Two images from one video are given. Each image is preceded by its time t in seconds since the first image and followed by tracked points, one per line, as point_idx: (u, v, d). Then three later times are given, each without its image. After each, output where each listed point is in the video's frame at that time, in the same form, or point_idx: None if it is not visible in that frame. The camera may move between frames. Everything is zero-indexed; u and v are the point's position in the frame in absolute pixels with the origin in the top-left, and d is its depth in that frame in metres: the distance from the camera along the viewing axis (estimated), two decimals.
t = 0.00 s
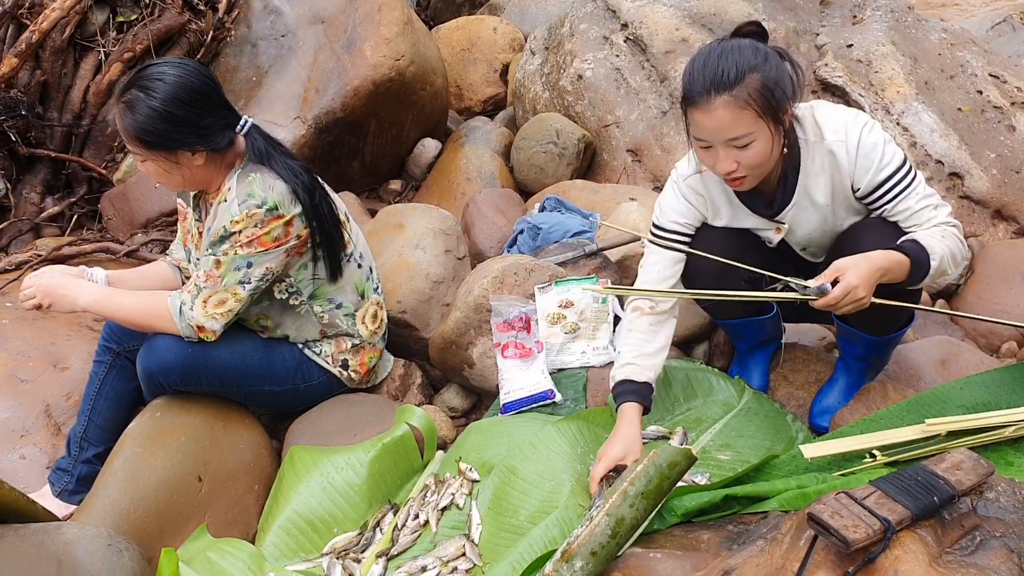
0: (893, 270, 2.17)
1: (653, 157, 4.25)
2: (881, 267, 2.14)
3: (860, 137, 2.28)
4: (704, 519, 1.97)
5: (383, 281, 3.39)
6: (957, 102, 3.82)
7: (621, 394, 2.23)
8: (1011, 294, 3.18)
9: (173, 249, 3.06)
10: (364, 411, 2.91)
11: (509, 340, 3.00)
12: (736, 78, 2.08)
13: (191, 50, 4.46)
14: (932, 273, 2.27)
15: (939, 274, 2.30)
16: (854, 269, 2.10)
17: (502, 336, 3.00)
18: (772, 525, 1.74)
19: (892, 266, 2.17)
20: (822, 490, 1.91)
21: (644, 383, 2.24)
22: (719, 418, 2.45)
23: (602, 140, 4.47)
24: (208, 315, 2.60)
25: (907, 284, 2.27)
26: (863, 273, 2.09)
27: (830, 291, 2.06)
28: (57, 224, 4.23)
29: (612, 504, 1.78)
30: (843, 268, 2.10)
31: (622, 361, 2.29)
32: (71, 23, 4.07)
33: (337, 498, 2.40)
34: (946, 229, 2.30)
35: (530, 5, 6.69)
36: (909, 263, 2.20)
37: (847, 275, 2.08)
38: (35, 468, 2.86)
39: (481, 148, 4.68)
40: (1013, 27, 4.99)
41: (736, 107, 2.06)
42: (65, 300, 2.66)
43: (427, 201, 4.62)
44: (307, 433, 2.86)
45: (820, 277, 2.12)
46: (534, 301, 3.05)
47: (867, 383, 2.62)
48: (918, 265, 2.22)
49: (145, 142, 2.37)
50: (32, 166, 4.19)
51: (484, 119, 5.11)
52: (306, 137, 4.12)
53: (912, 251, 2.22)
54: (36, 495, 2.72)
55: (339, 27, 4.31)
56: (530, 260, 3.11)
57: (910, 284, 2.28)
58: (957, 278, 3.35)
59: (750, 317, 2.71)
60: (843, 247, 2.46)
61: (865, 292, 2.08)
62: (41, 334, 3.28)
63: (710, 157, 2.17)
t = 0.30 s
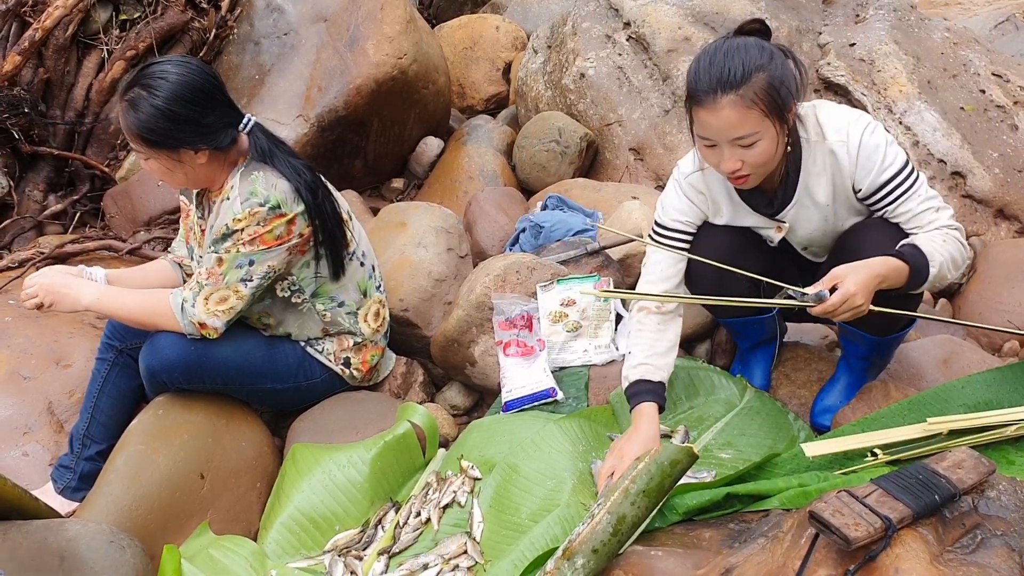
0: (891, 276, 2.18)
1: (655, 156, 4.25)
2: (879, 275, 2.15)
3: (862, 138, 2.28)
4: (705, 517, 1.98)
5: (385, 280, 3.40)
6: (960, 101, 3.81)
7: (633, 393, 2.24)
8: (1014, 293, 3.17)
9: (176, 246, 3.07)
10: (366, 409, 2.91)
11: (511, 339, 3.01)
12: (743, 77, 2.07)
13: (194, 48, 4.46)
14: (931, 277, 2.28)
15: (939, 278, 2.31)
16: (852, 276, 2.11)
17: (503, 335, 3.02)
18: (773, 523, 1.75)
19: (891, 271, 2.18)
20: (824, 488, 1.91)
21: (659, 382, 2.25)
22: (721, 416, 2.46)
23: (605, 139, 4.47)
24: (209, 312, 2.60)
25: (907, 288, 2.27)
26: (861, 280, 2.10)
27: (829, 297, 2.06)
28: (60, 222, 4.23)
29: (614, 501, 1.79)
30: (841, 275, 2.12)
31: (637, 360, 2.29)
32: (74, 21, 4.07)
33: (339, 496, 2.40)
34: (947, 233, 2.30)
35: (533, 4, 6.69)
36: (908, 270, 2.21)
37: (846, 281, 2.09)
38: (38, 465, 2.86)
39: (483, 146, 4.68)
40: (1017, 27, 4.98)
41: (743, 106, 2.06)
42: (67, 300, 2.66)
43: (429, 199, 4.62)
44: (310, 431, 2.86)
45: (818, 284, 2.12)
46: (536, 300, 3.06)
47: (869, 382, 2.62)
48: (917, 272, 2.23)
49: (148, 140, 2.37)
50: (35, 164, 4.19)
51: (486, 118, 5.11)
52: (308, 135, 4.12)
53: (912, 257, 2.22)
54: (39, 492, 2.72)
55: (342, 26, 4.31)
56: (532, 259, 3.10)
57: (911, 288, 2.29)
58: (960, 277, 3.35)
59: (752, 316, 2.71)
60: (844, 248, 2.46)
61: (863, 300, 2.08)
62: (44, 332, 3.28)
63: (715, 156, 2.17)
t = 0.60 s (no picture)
0: (892, 277, 2.17)
1: (658, 155, 4.25)
2: (880, 277, 2.14)
3: (863, 137, 2.28)
4: (707, 516, 1.98)
5: (388, 279, 3.40)
6: (962, 101, 3.81)
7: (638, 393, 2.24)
8: (1016, 293, 3.17)
9: (179, 242, 3.07)
10: (368, 408, 2.92)
11: (513, 337, 3.01)
12: (747, 79, 2.07)
13: (197, 47, 4.47)
14: (932, 277, 2.28)
15: (940, 278, 2.31)
16: (854, 278, 2.10)
17: (505, 333, 3.01)
18: (774, 523, 1.75)
19: (892, 272, 2.17)
20: (825, 487, 1.91)
21: (664, 382, 2.26)
22: (723, 416, 2.46)
23: (607, 138, 4.47)
24: (212, 310, 2.60)
25: (908, 288, 2.27)
26: (863, 282, 2.09)
27: (830, 299, 2.05)
28: (63, 220, 4.24)
29: (615, 500, 1.79)
30: (842, 277, 2.10)
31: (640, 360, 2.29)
32: (76, 20, 4.08)
33: (340, 494, 2.41)
34: (949, 231, 2.29)
35: (535, 3, 6.69)
36: (909, 270, 2.21)
37: (846, 283, 2.08)
38: (40, 463, 2.87)
39: (486, 145, 4.68)
40: (1020, 26, 4.97)
41: (747, 109, 2.06)
42: (71, 300, 2.67)
43: (431, 198, 4.63)
44: (311, 429, 2.86)
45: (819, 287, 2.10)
46: (537, 299, 3.06)
47: (870, 381, 2.62)
48: (918, 272, 2.22)
49: (153, 135, 2.37)
50: (38, 162, 4.21)
51: (489, 116, 5.11)
52: (310, 134, 4.12)
53: (913, 258, 2.22)
54: (41, 490, 2.73)
55: (344, 25, 4.31)
56: (533, 258, 3.10)
57: (912, 289, 2.29)
58: (962, 277, 3.34)
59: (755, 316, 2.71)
60: (847, 247, 2.46)
61: (864, 300, 2.07)
62: (47, 330, 3.29)
63: (718, 159, 2.17)
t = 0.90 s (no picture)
0: (887, 280, 2.17)
1: (657, 154, 4.24)
2: (875, 282, 2.14)
3: (860, 134, 2.28)
4: (705, 516, 1.98)
5: (387, 278, 3.40)
6: (962, 99, 3.80)
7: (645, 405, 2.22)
8: (1016, 292, 3.17)
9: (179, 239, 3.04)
10: (367, 407, 2.91)
11: (512, 336, 3.01)
12: (738, 77, 2.07)
13: (196, 45, 4.46)
14: (930, 278, 2.27)
15: (939, 278, 2.30)
16: (849, 284, 2.09)
17: (504, 333, 3.02)
18: (773, 522, 1.75)
19: (888, 277, 2.17)
20: (823, 487, 1.91)
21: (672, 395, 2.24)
22: (722, 415, 2.45)
23: (607, 137, 4.46)
24: (211, 310, 2.60)
25: (905, 291, 2.27)
26: (858, 288, 2.08)
27: (824, 305, 2.04)
28: (62, 219, 4.23)
29: (613, 500, 1.78)
30: (837, 283, 2.10)
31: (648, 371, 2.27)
32: (76, 18, 4.07)
33: (339, 494, 2.40)
34: (947, 231, 2.29)
35: (535, 1, 6.68)
36: (904, 273, 2.20)
37: (842, 290, 2.08)
38: (39, 462, 2.86)
39: (485, 143, 4.68)
40: (1020, 25, 4.96)
41: (740, 106, 2.05)
42: (68, 299, 2.67)
43: (431, 197, 4.62)
44: (310, 429, 2.86)
45: (813, 292, 2.10)
46: (536, 298, 3.06)
47: (870, 381, 2.62)
48: (914, 275, 2.22)
49: (153, 131, 2.37)
50: (38, 161, 4.21)
51: (488, 115, 5.11)
52: (310, 133, 4.12)
53: (910, 262, 2.21)
54: (39, 489, 2.73)
55: (344, 23, 4.31)
56: (533, 257, 3.10)
57: (909, 292, 2.28)
58: (962, 276, 3.34)
59: (755, 315, 2.71)
60: (847, 246, 2.45)
61: (859, 306, 2.07)
62: (45, 329, 3.29)
63: (713, 157, 2.17)
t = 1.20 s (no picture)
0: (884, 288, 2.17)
1: (657, 153, 4.24)
2: (872, 290, 2.13)
3: (863, 134, 2.27)
4: (705, 516, 1.97)
5: (386, 277, 3.39)
6: (963, 98, 3.79)
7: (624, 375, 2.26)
8: (1017, 291, 3.17)
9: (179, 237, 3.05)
10: (366, 407, 2.91)
11: (512, 336, 3.01)
12: (745, 68, 2.07)
13: (196, 44, 4.46)
14: (929, 285, 2.28)
15: (937, 283, 2.31)
16: (845, 292, 2.09)
17: (503, 332, 3.01)
18: (772, 523, 1.74)
19: (885, 285, 2.17)
20: (824, 486, 1.90)
21: (647, 363, 2.25)
22: (722, 414, 2.45)
23: (607, 136, 4.46)
24: (211, 311, 2.60)
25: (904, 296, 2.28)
26: (854, 297, 2.08)
27: (820, 313, 2.04)
28: (62, 218, 4.23)
29: (612, 500, 1.78)
30: (834, 291, 2.09)
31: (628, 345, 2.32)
32: (75, 17, 4.07)
33: (338, 493, 2.40)
34: (946, 235, 2.28)
35: None
36: (904, 282, 2.21)
37: (838, 298, 2.07)
38: (38, 462, 2.86)
39: (485, 142, 4.67)
40: (1022, 23, 4.94)
41: (745, 98, 2.05)
42: (64, 301, 2.67)
43: (431, 196, 4.62)
44: (310, 428, 2.85)
45: (809, 299, 2.09)
46: (536, 297, 3.06)
47: (870, 380, 2.61)
48: (913, 283, 2.23)
49: (152, 128, 2.37)
50: (37, 161, 4.20)
51: (488, 114, 5.10)
52: (309, 132, 4.11)
53: (908, 269, 2.22)
54: (39, 489, 2.73)
55: (343, 22, 4.30)
56: (533, 256, 3.10)
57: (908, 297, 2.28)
58: (962, 275, 3.33)
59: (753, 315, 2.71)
60: (846, 245, 2.45)
61: (854, 315, 2.07)
62: (45, 328, 3.28)
63: (717, 149, 2.16)
